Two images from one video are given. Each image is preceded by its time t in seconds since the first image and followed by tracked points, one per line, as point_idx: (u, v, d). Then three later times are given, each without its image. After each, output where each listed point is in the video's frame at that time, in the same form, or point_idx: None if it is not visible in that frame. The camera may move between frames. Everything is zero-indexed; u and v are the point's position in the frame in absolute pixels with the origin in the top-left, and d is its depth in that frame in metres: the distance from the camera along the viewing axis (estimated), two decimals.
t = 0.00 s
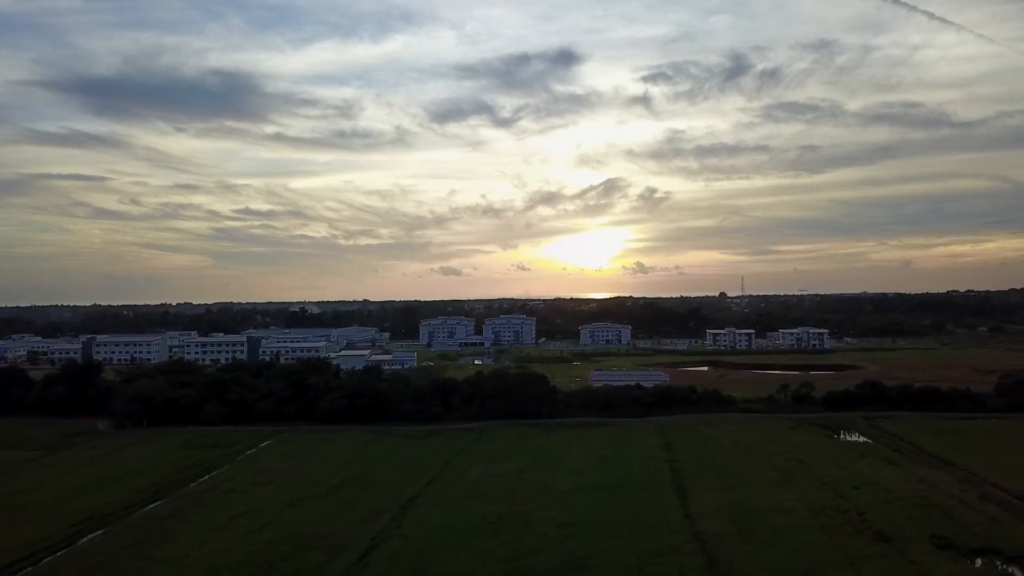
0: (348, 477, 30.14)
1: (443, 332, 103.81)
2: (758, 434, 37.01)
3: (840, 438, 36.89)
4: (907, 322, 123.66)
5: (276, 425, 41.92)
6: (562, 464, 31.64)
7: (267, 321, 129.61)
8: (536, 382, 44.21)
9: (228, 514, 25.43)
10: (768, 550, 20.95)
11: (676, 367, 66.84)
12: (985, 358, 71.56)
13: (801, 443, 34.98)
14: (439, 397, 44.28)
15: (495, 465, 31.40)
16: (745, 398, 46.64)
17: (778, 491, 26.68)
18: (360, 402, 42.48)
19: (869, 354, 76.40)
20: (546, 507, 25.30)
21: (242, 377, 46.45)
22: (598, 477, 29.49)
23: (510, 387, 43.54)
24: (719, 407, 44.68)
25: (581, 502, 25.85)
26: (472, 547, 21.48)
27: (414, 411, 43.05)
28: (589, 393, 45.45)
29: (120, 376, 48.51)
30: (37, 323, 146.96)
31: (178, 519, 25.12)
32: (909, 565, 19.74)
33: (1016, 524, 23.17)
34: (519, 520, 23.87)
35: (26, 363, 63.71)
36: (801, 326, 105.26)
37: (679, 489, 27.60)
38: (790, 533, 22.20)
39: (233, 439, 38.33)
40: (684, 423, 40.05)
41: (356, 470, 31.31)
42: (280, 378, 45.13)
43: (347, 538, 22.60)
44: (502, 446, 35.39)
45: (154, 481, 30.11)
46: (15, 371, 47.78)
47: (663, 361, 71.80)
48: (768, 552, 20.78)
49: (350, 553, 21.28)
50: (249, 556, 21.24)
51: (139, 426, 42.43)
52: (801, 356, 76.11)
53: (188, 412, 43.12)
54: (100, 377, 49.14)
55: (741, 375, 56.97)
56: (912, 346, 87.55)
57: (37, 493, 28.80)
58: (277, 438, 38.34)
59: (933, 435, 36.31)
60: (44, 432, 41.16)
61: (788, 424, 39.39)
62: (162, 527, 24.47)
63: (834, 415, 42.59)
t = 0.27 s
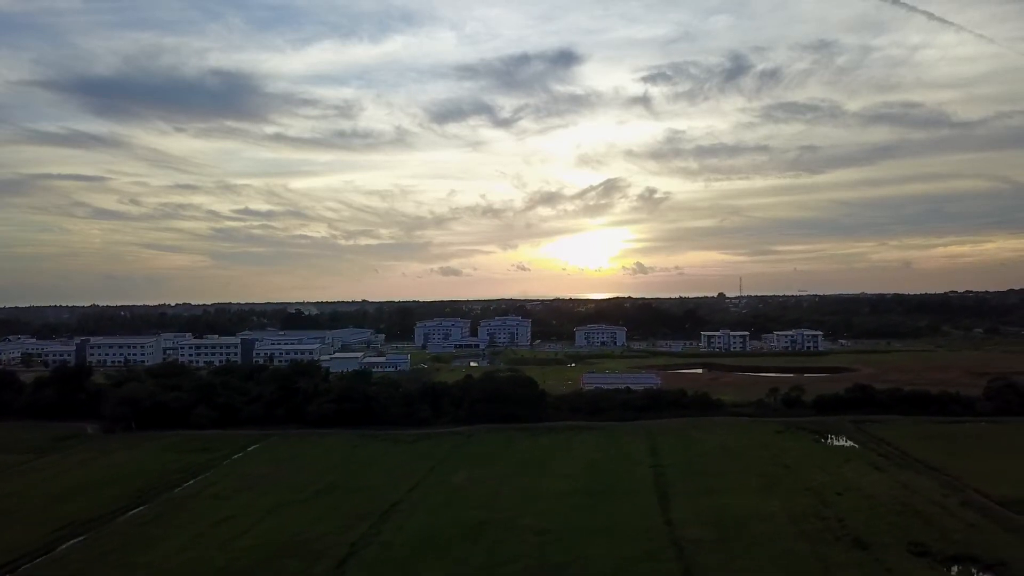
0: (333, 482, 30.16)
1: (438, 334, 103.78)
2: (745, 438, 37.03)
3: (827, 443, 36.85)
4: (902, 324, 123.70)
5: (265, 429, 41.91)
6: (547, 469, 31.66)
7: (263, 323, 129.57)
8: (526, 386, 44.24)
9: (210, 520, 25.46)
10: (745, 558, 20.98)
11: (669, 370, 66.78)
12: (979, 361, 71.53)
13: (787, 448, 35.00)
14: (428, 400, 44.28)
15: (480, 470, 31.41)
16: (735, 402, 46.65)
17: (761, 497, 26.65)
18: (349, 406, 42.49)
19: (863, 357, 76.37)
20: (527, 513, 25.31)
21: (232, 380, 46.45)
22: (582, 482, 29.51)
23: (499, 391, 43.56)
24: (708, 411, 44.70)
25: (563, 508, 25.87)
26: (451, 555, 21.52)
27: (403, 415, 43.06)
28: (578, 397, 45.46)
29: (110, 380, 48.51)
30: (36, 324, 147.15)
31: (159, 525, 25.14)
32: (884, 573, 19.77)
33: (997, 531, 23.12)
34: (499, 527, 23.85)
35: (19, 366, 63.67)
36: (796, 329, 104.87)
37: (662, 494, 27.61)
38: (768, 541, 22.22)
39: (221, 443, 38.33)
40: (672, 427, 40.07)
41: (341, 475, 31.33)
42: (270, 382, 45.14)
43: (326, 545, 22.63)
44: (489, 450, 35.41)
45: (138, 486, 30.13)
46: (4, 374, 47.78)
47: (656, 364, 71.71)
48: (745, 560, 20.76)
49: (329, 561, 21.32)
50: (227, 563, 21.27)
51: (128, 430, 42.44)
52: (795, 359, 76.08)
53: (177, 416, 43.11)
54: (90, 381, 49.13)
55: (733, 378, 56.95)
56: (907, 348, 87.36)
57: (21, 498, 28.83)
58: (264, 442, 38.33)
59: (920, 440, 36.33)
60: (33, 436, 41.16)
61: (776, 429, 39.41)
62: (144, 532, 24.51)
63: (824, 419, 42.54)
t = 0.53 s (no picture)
0: (319, 487, 30.18)
1: (434, 336, 103.74)
2: (735, 442, 37.03)
3: (817, 447, 36.86)
4: (900, 324, 123.60)
5: (255, 432, 41.93)
6: (534, 473, 31.67)
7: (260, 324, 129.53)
8: (517, 389, 44.24)
9: (195, 525, 25.50)
10: (725, 564, 21.01)
11: (663, 372, 66.68)
12: (974, 364, 71.42)
13: (776, 452, 35.00)
14: (419, 403, 44.28)
15: (467, 474, 31.42)
16: (726, 405, 46.62)
17: (746, 502, 26.67)
18: (339, 409, 42.50)
19: (858, 359, 76.28)
20: (511, 518, 25.34)
21: (223, 383, 46.45)
22: (568, 487, 29.53)
23: (489, 395, 43.56)
24: (699, 414, 44.68)
25: (548, 513, 25.90)
26: (432, 560, 21.57)
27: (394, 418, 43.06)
28: (569, 400, 45.43)
29: (102, 383, 48.50)
30: (33, 326, 147.27)
31: (144, 530, 25.18)
32: None
33: (979, 536, 23.14)
34: (482, 532, 23.87)
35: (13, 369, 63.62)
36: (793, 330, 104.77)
37: (647, 499, 27.62)
38: (749, 547, 22.24)
39: (210, 447, 38.33)
40: (661, 430, 40.07)
41: (328, 479, 31.34)
42: (261, 385, 45.14)
43: (308, 551, 22.67)
44: (477, 454, 35.41)
45: (125, 490, 30.16)
46: None
47: (650, 366, 71.67)
48: (725, 567, 20.79)
49: (311, 566, 21.38)
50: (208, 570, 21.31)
51: (118, 433, 42.44)
52: (790, 361, 75.97)
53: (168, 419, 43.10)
54: (82, 384, 49.12)
55: (726, 381, 56.88)
56: (902, 350, 87.35)
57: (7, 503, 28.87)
58: (254, 445, 38.35)
59: (908, 444, 36.33)
60: (23, 439, 41.16)
61: (765, 432, 39.41)
62: (128, 537, 24.55)
63: (814, 422, 42.55)
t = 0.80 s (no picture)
0: (304, 491, 30.17)
1: (430, 337, 103.69)
2: (722, 446, 37.02)
3: (804, 451, 36.86)
4: (896, 326, 123.64)
5: (244, 436, 41.93)
6: (520, 478, 31.67)
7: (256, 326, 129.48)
8: (506, 392, 44.19)
9: (177, 531, 25.52)
10: (702, 570, 21.03)
11: (657, 374, 66.60)
12: (969, 366, 71.35)
13: (762, 456, 34.98)
14: (409, 406, 44.26)
15: (452, 479, 31.41)
16: (717, 409, 46.59)
17: (728, 508, 26.68)
18: (329, 412, 42.49)
19: (852, 361, 76.22)
20: (492, 523, 25.34)
21: (213, 387, 46.40)
22: (552, 492, 29.53)
23: (479, 398, 43.56)
24: (689, 417, 44.63)
25: (529, 519, 25.90)
26: (411, 567, 21.60)
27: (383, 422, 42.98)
28: (559, 403, 45.39)
29: (93, 386, 48.45)
30: (30, 326, 147.23)
31: (125, 536, 25.19)
32: None
33: (958, 543, 23.15)
34: (463, 538, 23.90)
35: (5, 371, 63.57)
36: (788, 332, 104.73)
37: (630, 504, 27.60)
38: (727, 554, 22.24)
39: (199, 451, 38.31)
40: (650, 434, 40.02)
41: (313, 484, 31.31)
42: (251, 388, 45.10)
43: (287, 557, 22.69)
44: (464, 457, 35.39)
45: (111, 495, 30.17)
46: None
47: (644, 368, 71.58)
48: (703, 574, 20.81)
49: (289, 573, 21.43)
50: None
51: (107, 436, 42.38)
52: (784, 363, 75.90)
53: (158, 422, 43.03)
54: (73, 387, 49.06)
55: (718, 383, 56.83)
56: (896, 352, 87.22)
57: None
58: (242, 449, 38.36)
59: (895, 448, 36.31)
60: (12, 443, 41.12)
61: (753, 436, 39.39)
62: (109, 543, 24.59)
63: (804, 426, 42.54)
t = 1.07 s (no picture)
0: (290, 495, 30.19)
1: (426, 339, 103.62)
2: (711, 450, 37.04)
3: (793, 455, 36.84)
4: (893, 327, 123.74)
5: (234, 439, 41.93)
6: (506, 483, 31.66)
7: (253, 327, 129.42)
8: (497, 396, 44.20)
9: (160, 536, 25.56)
10: None
11: (651, 377, 66.56)
12: (963, 368, 71.35)
13: (751, 460, 34.99)
14: (399, 410, 44.27)
15: (439, 484, 31.42)
16: (708, 412, 46.59)
17: (712, 513, 26.70)
18: (319, 416, 42.50)
19: (847, 363, 76.24)
20: (476, 529, 25.35)
21: (205, 390, 46.40)
22: (538, 497, 29.54)
23: (469, 402, 43.57)
24: (680, 420, 44.62)
25: (512, 524, 25.91)
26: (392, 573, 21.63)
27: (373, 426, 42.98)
28: (550, 406, 45.39)
29: (84, 389, 48.46)
30: (27, 327, 147.27)
31: (108, 542, 25.22)
32: None
33: (940, 549, 23.15)
34: (445, 543, 23.91)
35: None
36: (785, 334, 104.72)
37: (615, 510, 27.59)
38: (708, 560, 22.26)
39: (187, 455, 38.31)
40: (639, 438, 40.02)
41: (299, 488, 31.32)
42: (242, 392, 45.11)
43: (269, 563, 22.70)
44: (452, 462, 35.40)
45: (96, 500, 30.19)
46: None
47: (638, 370, 71.56)
48: None
49: None
50: None
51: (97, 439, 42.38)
52: (779, 365, 75.89)
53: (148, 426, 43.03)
54: (64, 389, 49.07)
55: (710, 386, 56.82)
56: (892, 354, 87.12)
57: None
58: (231, 453, 38.37)
59: (884, 453, 36.31)
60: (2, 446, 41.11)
61: (743, 440, 39.40)
62: (92, 549, 24.61)
63: (795, 429, 42.53)
